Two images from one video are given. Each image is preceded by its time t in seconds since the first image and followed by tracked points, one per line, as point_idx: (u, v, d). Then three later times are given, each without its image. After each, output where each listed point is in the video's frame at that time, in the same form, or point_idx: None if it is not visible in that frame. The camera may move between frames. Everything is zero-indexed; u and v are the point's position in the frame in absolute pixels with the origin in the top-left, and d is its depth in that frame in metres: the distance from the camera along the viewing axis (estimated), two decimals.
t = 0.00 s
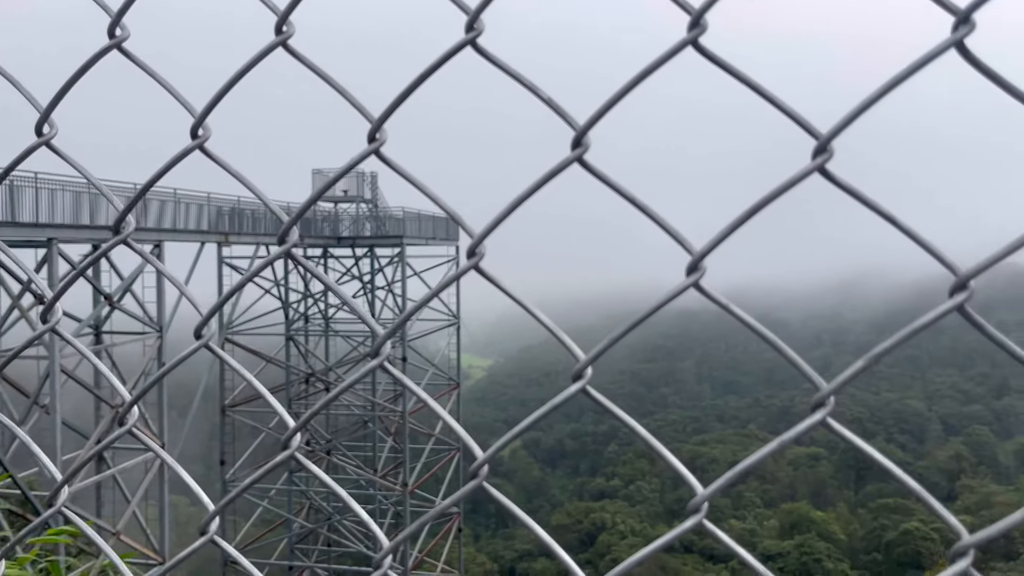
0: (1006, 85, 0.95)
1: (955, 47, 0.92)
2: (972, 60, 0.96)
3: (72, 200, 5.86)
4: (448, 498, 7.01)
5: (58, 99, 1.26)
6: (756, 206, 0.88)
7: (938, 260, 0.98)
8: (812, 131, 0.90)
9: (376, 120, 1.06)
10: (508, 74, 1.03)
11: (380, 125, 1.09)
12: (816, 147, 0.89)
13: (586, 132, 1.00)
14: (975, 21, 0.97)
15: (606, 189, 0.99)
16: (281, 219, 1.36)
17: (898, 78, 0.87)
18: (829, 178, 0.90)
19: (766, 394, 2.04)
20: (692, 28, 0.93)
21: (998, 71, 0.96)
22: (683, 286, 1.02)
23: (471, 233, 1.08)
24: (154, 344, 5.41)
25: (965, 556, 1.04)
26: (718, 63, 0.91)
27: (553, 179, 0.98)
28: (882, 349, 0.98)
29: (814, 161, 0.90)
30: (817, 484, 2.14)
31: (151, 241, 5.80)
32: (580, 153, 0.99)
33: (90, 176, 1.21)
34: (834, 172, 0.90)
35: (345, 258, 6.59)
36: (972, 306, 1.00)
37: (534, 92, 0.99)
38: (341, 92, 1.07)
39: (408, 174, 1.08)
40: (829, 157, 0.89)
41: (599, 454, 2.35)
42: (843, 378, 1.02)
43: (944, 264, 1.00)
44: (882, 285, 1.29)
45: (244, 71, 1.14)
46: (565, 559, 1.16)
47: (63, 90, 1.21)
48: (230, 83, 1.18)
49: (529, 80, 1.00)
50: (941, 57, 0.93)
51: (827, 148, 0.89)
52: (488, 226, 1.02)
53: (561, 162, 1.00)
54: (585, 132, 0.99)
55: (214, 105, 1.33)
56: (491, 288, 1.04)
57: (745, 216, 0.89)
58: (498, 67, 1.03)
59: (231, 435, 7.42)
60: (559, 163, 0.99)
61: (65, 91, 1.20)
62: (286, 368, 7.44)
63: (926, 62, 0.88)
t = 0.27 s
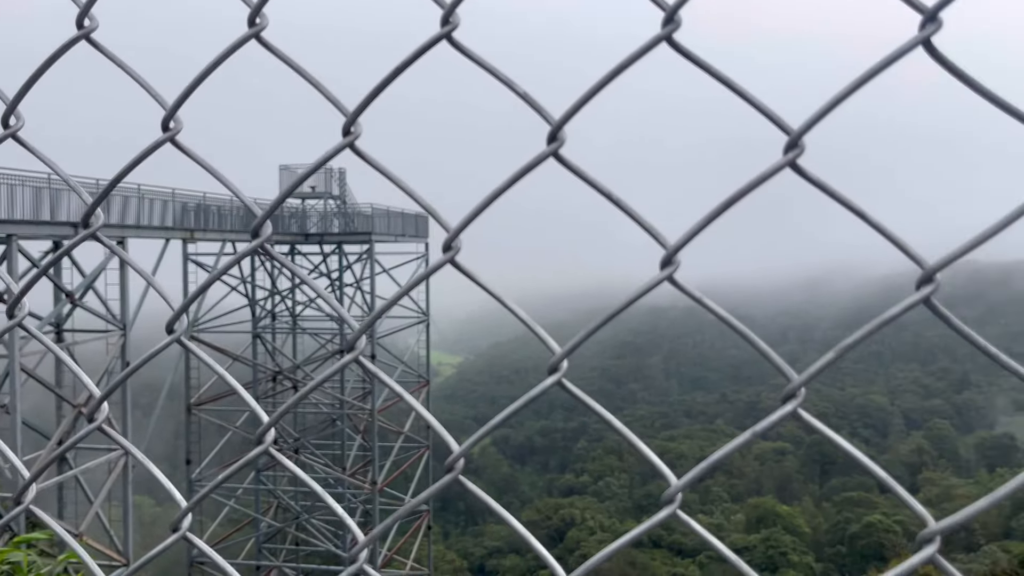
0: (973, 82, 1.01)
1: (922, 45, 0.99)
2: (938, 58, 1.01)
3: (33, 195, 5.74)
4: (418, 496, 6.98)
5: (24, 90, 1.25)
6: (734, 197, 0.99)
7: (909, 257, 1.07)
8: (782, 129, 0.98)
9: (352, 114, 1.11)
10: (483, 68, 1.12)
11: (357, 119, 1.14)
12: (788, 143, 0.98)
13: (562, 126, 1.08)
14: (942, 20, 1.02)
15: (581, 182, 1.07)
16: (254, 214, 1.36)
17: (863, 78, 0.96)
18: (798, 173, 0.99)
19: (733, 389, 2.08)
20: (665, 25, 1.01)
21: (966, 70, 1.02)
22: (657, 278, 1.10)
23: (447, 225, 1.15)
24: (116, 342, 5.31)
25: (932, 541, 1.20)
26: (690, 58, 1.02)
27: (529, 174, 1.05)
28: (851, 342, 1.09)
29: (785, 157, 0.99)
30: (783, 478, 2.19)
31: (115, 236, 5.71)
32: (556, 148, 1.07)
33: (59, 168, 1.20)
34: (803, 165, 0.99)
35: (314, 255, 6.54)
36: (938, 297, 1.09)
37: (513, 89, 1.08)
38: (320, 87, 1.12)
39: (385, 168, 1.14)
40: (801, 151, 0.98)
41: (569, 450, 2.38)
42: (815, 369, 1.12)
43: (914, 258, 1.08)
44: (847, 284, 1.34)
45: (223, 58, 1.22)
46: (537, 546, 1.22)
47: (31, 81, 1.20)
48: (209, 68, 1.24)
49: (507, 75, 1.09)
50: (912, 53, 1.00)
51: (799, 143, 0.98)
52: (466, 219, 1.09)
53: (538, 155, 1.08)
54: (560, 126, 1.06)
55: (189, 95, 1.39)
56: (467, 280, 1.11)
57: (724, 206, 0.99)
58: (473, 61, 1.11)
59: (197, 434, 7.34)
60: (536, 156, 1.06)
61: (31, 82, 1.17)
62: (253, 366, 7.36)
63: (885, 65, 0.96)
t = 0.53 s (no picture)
0: (931, 86, 1.05)
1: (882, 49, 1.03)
2: (901, 62, 1.06)
3: None
4: (388, 495, 6.97)
5: None
6: (705, 195, 1.02)
7: (870, 255, 1.11)
8: (751, 128, 1.02)
9: (324, 112, 1.12)
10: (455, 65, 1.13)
11: (330, 116, 1.15)
12: (756, 143, 1.01)
13: (534, 126, 1.10)
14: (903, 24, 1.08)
15: (553, 180, 1.10)
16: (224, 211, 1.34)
17: (827, 82, 1.00)
18: (765, 172, 1.03)
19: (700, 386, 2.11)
20: (636, 27, 1.03)
21: (927, 74, 1.06)
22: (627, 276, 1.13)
23: (421, 223, 1.16)
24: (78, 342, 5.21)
25: (891, 531, 1.24)
26: (661, 59, 1.04)
27: (503, 171, 1.07)
28: (815, 338, 1.12)
29: (753, 155, 1.02)
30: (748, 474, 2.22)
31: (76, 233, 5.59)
32: (528, 147, 1.09)
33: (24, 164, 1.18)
34: (770, 165, 1.02)
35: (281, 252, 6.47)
36: (899, 293, 1.13)
37: (487, 88, 1.09)
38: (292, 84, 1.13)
39: (357, 166, 1.14)
40: (769, 151, 1.02)
41: (539, 447, 2.41)
42: (780, 365, 1.16)
43: (876, 256, 1.12)
44: (813, 281, 1.37)
45: (194, 56, 1.23)
46: (509, 541, 1.23)
47: None
48: (182, 64, 1.26)
49: (480, 74, 1.10)
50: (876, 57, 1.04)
51: (766, 144, 1.02)
52: (439, 217, 1.10)
53: (511, 154, 1.10)
54: (533, 126, 1.08)
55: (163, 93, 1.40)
56: (440, 277, 1.13)
57: (695, 204, 1.01)
58: (446, 59, 1.12)
59: (161, 434, 7.23)
60: (509, 154, 1.09)
61: None
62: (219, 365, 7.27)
63: (847, 70, 1.00)
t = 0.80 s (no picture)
0: (882, 91, 1.15)
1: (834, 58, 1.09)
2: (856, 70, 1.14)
3: None
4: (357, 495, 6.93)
5: None
6: (672, 196, 1.09)
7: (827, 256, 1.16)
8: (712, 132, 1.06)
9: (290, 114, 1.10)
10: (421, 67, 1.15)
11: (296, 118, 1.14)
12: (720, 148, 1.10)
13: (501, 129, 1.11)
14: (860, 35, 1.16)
15: (520, 182, 1.12)
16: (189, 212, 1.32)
17: (787, 89, 1.12)
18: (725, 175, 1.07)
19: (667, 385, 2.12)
20: (601, 32, 1.08)
21: (881, 82, 1.15)
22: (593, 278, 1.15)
23: (388, 226, 1.16)
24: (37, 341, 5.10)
25: (849, 526, 1.28)
26: (625, 66, 1.09)
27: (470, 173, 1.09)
28: (776, 337, 1.16)
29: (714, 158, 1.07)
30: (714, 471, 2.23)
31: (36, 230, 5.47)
32: (495, 150, 1.12)
33: None
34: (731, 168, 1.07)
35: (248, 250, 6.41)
36: (856, 295, 1.18)
37: (454, 92, 1.10)
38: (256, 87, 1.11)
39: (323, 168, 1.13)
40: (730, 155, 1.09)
41: (508, 446, 2.42)
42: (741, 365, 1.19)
43: (834, 259, 1.18)
44: (782, 284, 1.42)
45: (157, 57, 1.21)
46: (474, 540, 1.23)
47: None
48: (143, 66, 1.24)
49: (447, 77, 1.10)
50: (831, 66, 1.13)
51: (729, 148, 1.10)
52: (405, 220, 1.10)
53: (477, 156, 1.11)
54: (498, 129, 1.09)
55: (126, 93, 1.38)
56: (407, 279, 1.13)
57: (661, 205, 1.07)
58: (413, 62, 1.13)
59: (125, 435, 7.11)
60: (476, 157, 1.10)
61: None
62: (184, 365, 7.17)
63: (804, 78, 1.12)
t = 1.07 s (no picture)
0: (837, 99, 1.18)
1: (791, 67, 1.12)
2: (811, 77, 1.16)
3: None
4: (325, 496, 6.89)
5: None
6: (633, 201, 1.10)
7: (785, 260, 1.19)
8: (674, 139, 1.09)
9: (254, 115, 1.08)
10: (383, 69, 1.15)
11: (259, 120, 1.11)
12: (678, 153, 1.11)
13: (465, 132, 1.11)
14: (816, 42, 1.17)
15: (482, 185, 1.12)
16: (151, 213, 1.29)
17: (743, 98, 1.14)
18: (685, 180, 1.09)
19: (636, 385, 2.14)
20: (564, 37, 1.10)
21: (836, 89, 1.16)
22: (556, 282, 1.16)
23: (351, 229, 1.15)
24: None
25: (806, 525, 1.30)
26: (588, 71, 1.11)
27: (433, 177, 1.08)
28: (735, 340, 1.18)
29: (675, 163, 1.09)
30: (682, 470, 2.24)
31: None
32: (459, 153, 1.12)
33: None
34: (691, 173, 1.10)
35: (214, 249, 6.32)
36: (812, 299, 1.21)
37: (418, 95, 1.09)
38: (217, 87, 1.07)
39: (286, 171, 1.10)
40: (688, 162, 1.11)
41: (477, 446, 2.42)
42: (701, 367, 1.21)
43: (791, 264, 1.21)
44: (749, 288, 1.45)
45: (115, 56, 1.19)
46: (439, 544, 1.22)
47: None
48: (102, 65, 1.21)
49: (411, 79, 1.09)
50: (786, 73, 1.15)
51: (686, 154, 1.11)
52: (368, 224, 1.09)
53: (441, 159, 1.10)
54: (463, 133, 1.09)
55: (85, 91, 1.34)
56: (370, 282, 1.12)
57: (622, 209, 1.08)
58: (376, 65, 1.13)
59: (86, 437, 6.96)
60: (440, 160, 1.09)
61: None
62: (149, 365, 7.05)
63: (759, 87, 1.15)
